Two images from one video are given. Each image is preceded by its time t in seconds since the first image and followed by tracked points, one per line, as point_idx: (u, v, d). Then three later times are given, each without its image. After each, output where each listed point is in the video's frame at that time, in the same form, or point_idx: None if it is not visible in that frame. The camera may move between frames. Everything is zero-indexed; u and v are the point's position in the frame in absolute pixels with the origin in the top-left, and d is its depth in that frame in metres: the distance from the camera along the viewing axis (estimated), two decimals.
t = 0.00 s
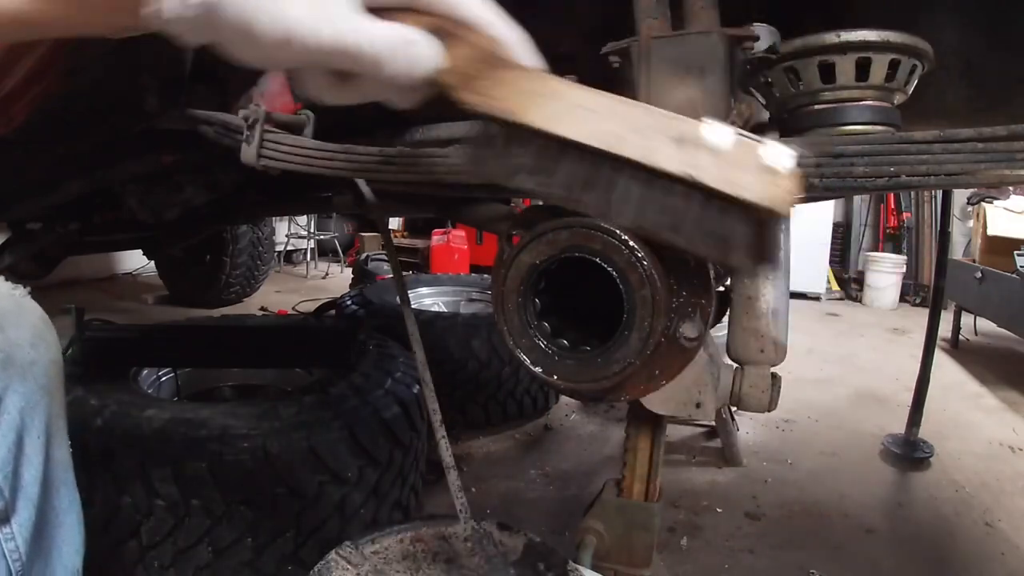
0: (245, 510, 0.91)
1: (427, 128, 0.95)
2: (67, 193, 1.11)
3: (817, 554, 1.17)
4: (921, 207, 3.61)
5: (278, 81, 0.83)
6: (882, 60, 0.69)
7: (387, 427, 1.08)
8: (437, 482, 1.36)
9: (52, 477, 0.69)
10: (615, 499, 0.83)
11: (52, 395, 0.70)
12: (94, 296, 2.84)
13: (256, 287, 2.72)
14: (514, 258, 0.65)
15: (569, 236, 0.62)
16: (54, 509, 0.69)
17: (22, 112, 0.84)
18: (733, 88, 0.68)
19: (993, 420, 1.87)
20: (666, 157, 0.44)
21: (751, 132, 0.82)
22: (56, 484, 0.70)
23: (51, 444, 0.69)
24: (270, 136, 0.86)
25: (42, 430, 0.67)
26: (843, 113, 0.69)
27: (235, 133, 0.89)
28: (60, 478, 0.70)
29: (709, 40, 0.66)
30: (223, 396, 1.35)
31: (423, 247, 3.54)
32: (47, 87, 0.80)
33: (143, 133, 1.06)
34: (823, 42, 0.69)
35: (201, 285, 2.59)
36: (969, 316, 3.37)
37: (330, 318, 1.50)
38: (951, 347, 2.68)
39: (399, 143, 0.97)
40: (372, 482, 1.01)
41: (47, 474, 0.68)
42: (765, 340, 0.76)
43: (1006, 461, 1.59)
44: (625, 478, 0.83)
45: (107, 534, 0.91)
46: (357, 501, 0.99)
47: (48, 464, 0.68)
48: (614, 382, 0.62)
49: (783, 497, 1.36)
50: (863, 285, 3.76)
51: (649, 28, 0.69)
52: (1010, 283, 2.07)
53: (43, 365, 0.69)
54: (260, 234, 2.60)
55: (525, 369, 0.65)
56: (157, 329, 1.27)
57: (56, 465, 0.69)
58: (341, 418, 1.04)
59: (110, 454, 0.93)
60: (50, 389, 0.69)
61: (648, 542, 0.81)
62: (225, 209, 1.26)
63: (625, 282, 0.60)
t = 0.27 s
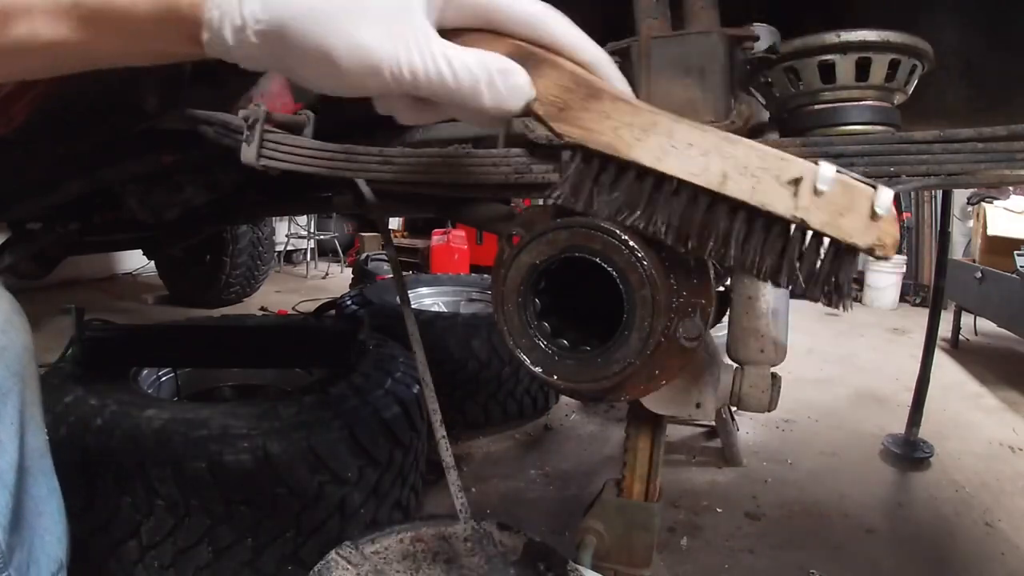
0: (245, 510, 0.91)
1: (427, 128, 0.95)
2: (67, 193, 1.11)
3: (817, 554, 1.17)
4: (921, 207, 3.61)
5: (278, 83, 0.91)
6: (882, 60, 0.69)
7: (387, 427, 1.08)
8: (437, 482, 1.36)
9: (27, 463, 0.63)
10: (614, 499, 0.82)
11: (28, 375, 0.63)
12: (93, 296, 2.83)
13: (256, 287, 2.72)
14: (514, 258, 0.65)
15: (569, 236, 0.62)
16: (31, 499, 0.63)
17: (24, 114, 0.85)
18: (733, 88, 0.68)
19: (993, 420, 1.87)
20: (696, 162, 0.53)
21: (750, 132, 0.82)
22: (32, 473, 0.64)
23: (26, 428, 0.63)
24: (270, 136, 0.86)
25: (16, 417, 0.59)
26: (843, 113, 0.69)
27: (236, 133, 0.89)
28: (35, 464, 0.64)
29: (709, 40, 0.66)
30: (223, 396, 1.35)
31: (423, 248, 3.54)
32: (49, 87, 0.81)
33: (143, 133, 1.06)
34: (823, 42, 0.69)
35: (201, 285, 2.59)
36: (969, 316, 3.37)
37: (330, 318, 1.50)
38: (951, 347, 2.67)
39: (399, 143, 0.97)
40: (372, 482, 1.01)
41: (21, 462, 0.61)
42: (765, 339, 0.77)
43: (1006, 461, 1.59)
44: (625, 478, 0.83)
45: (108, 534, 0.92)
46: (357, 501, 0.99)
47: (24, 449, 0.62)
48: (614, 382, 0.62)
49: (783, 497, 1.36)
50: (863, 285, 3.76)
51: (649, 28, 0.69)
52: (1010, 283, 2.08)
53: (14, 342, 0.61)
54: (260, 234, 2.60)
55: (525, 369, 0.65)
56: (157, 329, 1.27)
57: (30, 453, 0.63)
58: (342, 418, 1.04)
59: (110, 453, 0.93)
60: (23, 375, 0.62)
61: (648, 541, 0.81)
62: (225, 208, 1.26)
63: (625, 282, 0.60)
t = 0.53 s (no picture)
0: (245, 510, 0.91)
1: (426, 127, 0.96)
2: (67, 193, 1.12)
3: (817, 554, 1.17)
4: (921, 207, 3.61)
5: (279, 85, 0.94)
6: (882, 60, 0.69)
7: (387, 427, 1.08)
8: (437, 482, 1.36)
9: (13, 462, 0.62)
10: (614, 499, 0.83)
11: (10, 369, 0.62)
12: (94, 296, 2.84)
13: (256, 287, 2.72)
14: (514, 258, 0.65)
15: (569, 236, 0.61)
16: (16, 499, 0.63)
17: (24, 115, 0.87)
18: (733, 88, 0.68)
19: (993, 420, 1.87)
20: (581, 133, 0.47)
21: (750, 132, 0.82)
22: (18, 471, 0.63)
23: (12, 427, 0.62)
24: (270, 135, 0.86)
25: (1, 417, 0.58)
26: (843, 113, 0.69)
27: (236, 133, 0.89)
28: (22, 465, 0.63)
29: (709, 40, 0.66)
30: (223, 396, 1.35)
31: (423, 247, 3.54)
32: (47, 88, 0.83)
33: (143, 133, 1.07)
34: (823, 41, 0.69)
35: (201, 286, 2.59)
36: (970, 316, 3.37)
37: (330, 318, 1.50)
38: (951, 347, 2.67)
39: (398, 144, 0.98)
40: (372, 482, 1.01)
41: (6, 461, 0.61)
42: (765, 339, 0.77)
43: (1006, 461, 1.59)
44: (625, 478, 0.83)
45: (109, 534, 0.92)
46: (357, 501, 0.99)
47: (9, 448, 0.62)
48: (614, 382, 0.62)
49: (783, 497, 1.36)
50: (863, 285, 3.76)
51: (649, 27, 0.69)
52: (1010, 283, 2.07)
53: None
54: (260, 234, 2.60)
55: (525, 369, 0.65)
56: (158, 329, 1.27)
57: (15, 452, 0.62)
58: (342, 418, 1.04)
59: (109, 453, 0.93)
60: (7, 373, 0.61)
61: (649, 541, 0.81)
62: (225, 209, 1.27)
63: (625, 282, 0.60)
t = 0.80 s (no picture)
0: (245, 510, 0.91)
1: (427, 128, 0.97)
2: (67, 193, 1.12)
3: (817, 554, 1.17)
4: (921, 207, 3.61)
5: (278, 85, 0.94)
6: (882, 60, 0.69)
7: (387, 427, 1.08)
8: (437, 482, 1.36)
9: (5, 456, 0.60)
10: (614, 499, 0.82)
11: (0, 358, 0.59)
12: (94, 296, 2.84)
13: (256, 287, 2.72)
14: (514, 258, 0.65)
15: (568, 236, 0.61)
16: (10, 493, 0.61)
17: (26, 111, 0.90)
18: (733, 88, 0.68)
19: (993, 420, 1.87)
20: (599, 139, 0.45)
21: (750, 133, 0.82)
22: (12, 465, 0.61)
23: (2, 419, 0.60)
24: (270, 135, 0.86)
25: None
26: (843, 113, 0.69)
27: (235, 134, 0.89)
28: (15, 458, 0.61)
29: (709, 40, 0.66)
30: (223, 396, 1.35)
31: (423, 247, 3.54)
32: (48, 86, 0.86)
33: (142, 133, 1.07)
34: (824, 41, 0.69)
35: (201, 286, 2.59)
36: (970, 316, 3.37)
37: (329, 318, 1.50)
38: (951, 347, 2.67)
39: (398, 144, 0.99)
40: (372, 482, 1.02)
41: None
42: (765, 339, 0.77)
43: (1006, 461, 1.59)
44: (625, 478, 0.83)
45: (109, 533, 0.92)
46: (357, 501, 0.99)
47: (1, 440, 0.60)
48: (614, 382, 0.62)
49: (783, 497, 1.36)
50: (863, 285, 3.76)
51: (649, 27, 0.69)
52: (1010, 283, 2.07)
53: None
54: (259, 234, 2.60)
55: (525, 369, 0.65)
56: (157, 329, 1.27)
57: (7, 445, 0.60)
58: (342, 418, 1.04)
59: (109, 453, 0.93)
60: None
61: (649, 541, 0.81)
62: (225, 209, 1.27)
63: (625, 282, 0.60)
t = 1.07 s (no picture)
0: (244, 510, 0.91)
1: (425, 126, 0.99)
2: (66, 193, 1.12)
3: (817, 554, 1.17)
4: (921, 207, 3.61)
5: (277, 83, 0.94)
6: (882, 60, 0.69)
7: (387, 427, 1.08)
8: (437, 482, 1.36)
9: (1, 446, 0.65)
10: (614, 499, 0.82)
11: None
12: (94, 296, 2.84)
13: (256, 287, 2.72)
14: (514, 258, 0.65)
15: (569, 237, 0.61)
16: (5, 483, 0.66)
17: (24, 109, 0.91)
18: (733, 87, 0.68)
19: (993, 420, 1.87)
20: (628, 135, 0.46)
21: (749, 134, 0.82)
22: (7, 454, 0.66)
23: None
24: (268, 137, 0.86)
25: None
26: (843, 113, 0.69)
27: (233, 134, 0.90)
28: (7, 446, 0.66)
29: (709, 40, 0.66)
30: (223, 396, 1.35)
31: (423, 248, 3.54)
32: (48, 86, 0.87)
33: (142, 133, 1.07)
34: (824, 41, 0.69)
35: (201, 286, 2.59)
36: (970, 316, 3.37)
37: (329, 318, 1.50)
38: (951, 347, 2.67)
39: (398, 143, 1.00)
40: (372, 483, 1.02)
41: None
42: (765, 339, 0.77)
43: (1006, 461, 1.59)
44: (625, 478, 0.83)
45: (110, 532, 0.92)
46: (356, 501, 0.99)
47: None
48: (614, 382, 0.62)
49: (783, 497, 1.36)
50: (863, 285, 3.76)
51: (649, 27, 0.69)
52: (1010, 283, 2.07)
53: None
54: (259, 234, 2.60)
55: (524, 368, 0.65)
56: (157, 328, 1.27)
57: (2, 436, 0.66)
58: (342, 418, 1.04)
59: (108, 453, 0.93)
60: None
61: (649, 541, 0.81)
62: (225, 209, 1.27)
63: (625, 282, 0.60)
